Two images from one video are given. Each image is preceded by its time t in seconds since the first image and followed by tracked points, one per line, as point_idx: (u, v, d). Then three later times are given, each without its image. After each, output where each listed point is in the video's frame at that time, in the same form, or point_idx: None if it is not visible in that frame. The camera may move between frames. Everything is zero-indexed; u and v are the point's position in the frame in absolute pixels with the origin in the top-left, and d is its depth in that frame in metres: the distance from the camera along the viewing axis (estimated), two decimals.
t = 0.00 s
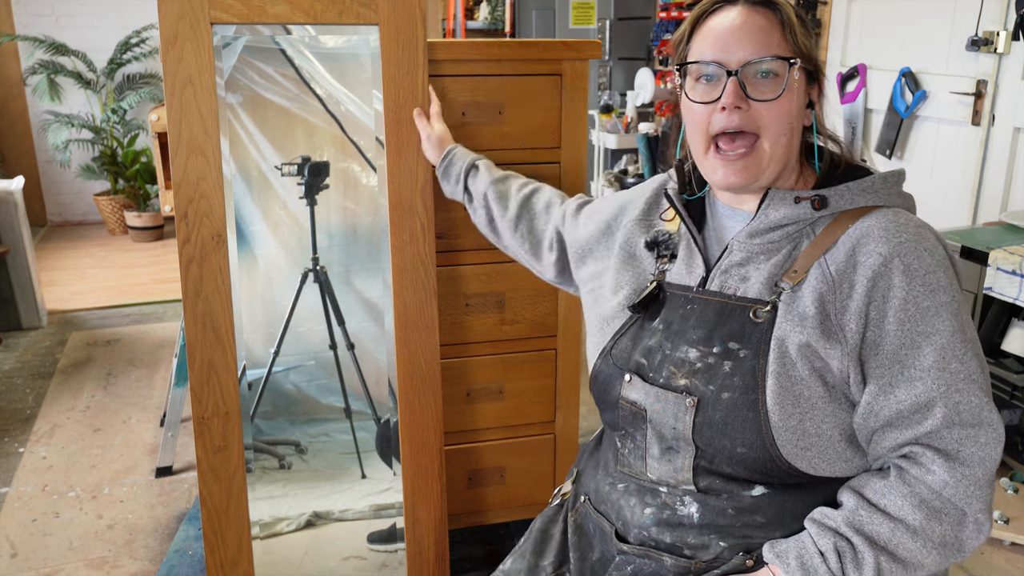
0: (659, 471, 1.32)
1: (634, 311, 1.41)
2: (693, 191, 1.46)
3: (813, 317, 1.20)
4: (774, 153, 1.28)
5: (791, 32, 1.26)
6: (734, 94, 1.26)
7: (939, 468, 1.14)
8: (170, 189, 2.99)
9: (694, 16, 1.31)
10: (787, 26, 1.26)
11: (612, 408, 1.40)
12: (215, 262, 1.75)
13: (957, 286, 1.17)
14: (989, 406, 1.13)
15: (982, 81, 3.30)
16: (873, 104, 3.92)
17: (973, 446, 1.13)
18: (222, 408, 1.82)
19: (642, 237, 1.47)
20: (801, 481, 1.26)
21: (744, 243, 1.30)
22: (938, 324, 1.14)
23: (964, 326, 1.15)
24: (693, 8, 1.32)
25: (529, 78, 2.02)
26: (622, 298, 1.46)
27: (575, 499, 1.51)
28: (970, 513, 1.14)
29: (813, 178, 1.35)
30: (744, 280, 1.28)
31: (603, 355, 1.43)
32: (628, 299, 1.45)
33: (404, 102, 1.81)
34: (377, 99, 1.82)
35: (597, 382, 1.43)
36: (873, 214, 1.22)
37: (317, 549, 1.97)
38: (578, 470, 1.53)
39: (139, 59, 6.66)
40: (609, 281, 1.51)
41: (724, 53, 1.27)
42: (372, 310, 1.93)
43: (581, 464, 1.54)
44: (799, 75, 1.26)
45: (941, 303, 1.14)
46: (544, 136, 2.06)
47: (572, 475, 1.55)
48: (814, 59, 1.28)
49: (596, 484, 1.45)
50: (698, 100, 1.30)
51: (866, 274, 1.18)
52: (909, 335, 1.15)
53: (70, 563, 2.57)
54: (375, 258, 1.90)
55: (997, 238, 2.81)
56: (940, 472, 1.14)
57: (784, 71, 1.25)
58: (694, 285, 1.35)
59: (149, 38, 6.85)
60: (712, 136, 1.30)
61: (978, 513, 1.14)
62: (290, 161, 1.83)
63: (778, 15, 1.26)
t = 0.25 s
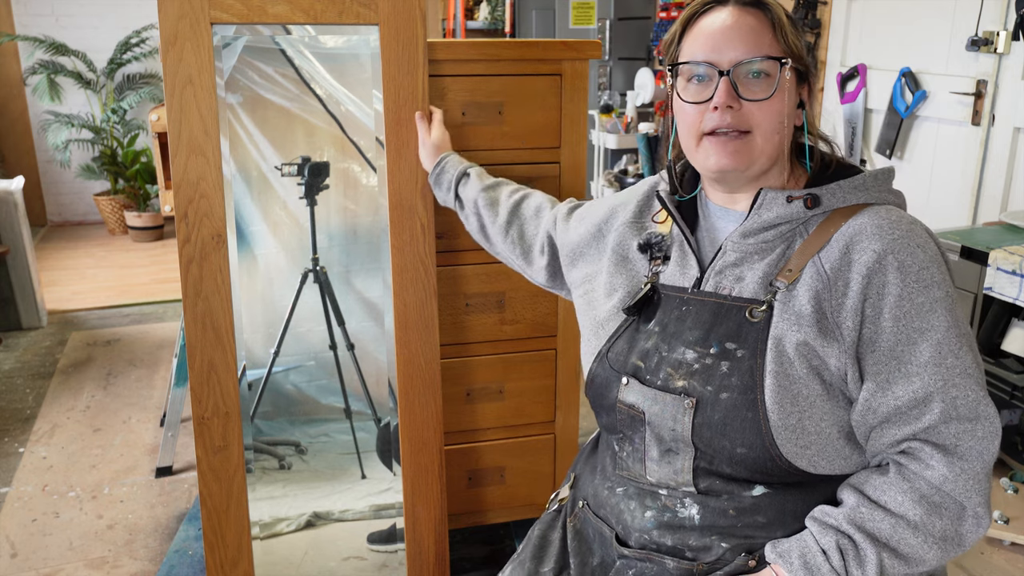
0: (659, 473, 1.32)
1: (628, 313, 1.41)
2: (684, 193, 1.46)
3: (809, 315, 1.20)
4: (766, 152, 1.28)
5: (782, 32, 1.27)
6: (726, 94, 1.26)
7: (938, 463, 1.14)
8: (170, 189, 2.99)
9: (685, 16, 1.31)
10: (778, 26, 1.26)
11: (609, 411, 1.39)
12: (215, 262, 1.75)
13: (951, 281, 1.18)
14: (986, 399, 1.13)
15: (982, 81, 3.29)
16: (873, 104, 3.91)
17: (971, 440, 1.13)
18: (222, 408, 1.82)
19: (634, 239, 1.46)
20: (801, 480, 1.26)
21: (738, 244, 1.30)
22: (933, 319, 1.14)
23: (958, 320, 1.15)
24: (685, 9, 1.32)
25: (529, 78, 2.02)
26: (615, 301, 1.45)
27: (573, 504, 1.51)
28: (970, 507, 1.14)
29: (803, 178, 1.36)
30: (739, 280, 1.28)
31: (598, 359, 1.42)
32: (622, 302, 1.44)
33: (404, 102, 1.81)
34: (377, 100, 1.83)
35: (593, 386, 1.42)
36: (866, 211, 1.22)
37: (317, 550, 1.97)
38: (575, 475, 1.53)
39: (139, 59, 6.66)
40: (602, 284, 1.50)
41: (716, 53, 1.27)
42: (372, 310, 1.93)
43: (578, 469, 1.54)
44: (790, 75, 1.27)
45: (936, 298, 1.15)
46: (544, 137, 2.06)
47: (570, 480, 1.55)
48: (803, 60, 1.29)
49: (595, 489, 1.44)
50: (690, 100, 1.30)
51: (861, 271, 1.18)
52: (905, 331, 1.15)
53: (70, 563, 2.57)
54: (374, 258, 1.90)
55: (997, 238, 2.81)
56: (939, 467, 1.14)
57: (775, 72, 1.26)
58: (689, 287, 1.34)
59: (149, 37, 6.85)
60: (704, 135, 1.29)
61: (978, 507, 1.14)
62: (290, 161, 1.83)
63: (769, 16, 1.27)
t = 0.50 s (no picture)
0: (659, 475, 1.32)
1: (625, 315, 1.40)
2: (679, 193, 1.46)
3: (807, 315, 1.20)
4: (760, 151, 1.28)
5: (775, 32, 1.27)
6: (721, 93, 1.26)
7: (938, 460, 1.14)
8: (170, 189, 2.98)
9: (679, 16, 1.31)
10: (772, 27, 1.27)
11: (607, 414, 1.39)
12: (215, 262, 1.75)
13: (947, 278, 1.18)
14: (985, 396, 1.13)
15: (982, 81, 3.29)
16: (873, 104, 3.91)
17: (970, 437, 1.13)
18: (222, 408, 1.82)
19: (630, 240, 1.46)
20: (801, 480, 1.26)
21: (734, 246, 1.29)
22: (930, 317, 1.14)
23: (956, 318, 1.15)
24: (678, 8, 1.32)
25: (529, 78, 2.02)
26: (612, 303, 1.45)
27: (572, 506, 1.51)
28: (970, 504, 1.14)
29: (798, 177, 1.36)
30: (736, 281, 1.28)
31: (595, 362, 1.42)
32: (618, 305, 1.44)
33: (404, 102, 1.81)
34: (377, 100, 1.83)
35: (591, 389, 1.42)
36: (861, 210, 1.22)
37: (317, 550, 1.97)
38: (574, 478, 1.53)
39: (139, 59, 6.66)
40: (597, 287, 1.50)
41: (710, 52, 1.27)
42: (371, 310, 1.93)
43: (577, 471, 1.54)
44: (783, 74, 1.27)
45: (933, 296, 1.15)
46: (544, 137, 2.06)
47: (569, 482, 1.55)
48: (796, 60, 1.29)
49: (594, 492, 1.44)
50: (684, 99, 1.30)
51: (858, 270, 1.18)
52: (903, 329, 1.15)
53: (70, 563, 2.57)
54: (374, 258, 1.90)
55: (997, 238, 2.81)
56: (938, 464, 1.14)
57: (769, 71, 1.26)
58: (685, 288, 1.34)
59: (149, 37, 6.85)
60: (698, 135, 1.29)
61: (978, 503, 1.14)
62: (290, 161, 1.83)
63: (762, 16, 1.27)
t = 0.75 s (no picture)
0: (659, 477, 1.32)
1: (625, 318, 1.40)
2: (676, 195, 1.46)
3: (806, 316, 1.20)
4: (758, 154, 1.28)
5: (771, 34, 1.27)
6: (717, 98, 1.26)
7: (938, 460, 1.14)
8: (170, 189, 2.98)
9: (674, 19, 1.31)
10: (767, 29, 1.27)
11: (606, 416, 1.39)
12: (215, 262, 1.75)
13: (946, 278, 1.18)
14: (984, 396, 1.13)
15: (982, 81, 3.29)
16: (873, 104, 3.91)
17: (969, 437, 1.13)
18: (222, 408, 1.82)
19: (629, 243, 1.47)
20: (801, 481, 1.26)
21: (734, 249, 1.29)
22: (929, 317, 1.14)
23: (954, 318, 1.15)
24: (673, 12, 1.32)
25: (529, 79, 2.02)
26: (612, 306, 1.45)
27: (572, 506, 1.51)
28: (970, 503, 1.14)
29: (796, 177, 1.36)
30: (735, 283, 1.28)
31: (594, 363, 1.42)
32: (618, 308, 1.44)
33: (404, 102, 1.81)
34: (377, 99, 1.83)
35: (590, 390, 1.42)
36: (859, 210, 1.23)
37: (317, 549, 1.97)
38: (574, 479, 1.53)
39: (139, 59, 6.66)
40: (598, 290, 1.50)
41: (705, 56, 1.27)
42: (371, 310, 1.93)
43: (576, 471, 1.54)
44: (780, 77, 1.27)
45: (931, 296, 1.15)
46: (544, 137, 2.06)
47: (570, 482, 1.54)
48: (792, 62, 1.29)
49: (594, 493, 1.44)
50: (681, 104, 1.31)
51: (856, 270, 1.18)
52: (901, 328, 1.16)
53: (70, 563, 2.57)
54: (374, 258, 1.90)
55: (997, 238, 2.81)
56: (938, 464, 1.14)
57: (766, 74, 1.26)
58: (684, 289, 1.35)
59: (149, 37, 6.85)
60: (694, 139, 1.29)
61: (978, 503, 1.14)
62: (290, 161, 1.83)
63: (757, 18, 1.27)
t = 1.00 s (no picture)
0: (656, 479, 1.32)
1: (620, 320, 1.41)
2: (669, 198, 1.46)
3: (798, 317, 1.20)
4: (750, 155, 1.28)
5: (762, 35, 1.27)
6: (708, 101, 1.26)
7: (933, 460, 1.14)
8: (170, 189, 2.98)
9: (665, 21, 1.31)
10: (758, 30, 1.26)
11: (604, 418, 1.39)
12: (215, 262, 1.75)
13: (939, 277, 1.17)
14: (979, 395, 1.13)
15: (982, 81, 3.29)
16: (873, 104, 3.91)
17: (964, 436, 1.13)
18: (222, 408, 1.82)
19: (625, 245, 1.47)
20: (797, 482, 1.26)
21: (729, 251, 1.29)
22: (922, 317, 1.14)
23: (948, 317, 1.15)
24: (664, 13, 1.32)
25: (529, 79, 2.02)
26: (608, 308, 1.46)
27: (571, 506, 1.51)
28: (966, 503, 1.14)
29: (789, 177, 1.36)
30: (728, 285, 1.28)
31: (590, 366, 1.42)
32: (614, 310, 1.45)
33: (404, 103, 1.81)
34: (377, 100, 1.83)
35: (587, 392, 1.42)
36: (852, 210, 1.22)
37: (317, 549, 1.97)
38: (573, 480, 1.53)
39: (139, 59, 6.66)
40: (594, 292, 1.50)
41: (696, 58, 1.27)
42: (371, 310, 1.93)
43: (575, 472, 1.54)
44: (771, 78, 1.27)
45: (925, 295, 1.15)
46: (544, 137, 2.06)
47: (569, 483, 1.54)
48: (784, 62, 1.29)
49: (592, 494, 1.44)
50: (672, 107, 1.31)
51: (848, 271, 1.18)
52: (895, 329, 1.15)
53: (70, 563, 2.57)
54: (374, 258, 1.90)
55: (997, 238, 2.81)
56: (933, 464, 1.14)
57: (757, 76, 1.26)
58: (679, 292, 1.34)
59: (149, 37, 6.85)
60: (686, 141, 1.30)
61: (975, 503, 1.14)
62: (290, 161, 1.83)
63: (748, 20, 1.27)
